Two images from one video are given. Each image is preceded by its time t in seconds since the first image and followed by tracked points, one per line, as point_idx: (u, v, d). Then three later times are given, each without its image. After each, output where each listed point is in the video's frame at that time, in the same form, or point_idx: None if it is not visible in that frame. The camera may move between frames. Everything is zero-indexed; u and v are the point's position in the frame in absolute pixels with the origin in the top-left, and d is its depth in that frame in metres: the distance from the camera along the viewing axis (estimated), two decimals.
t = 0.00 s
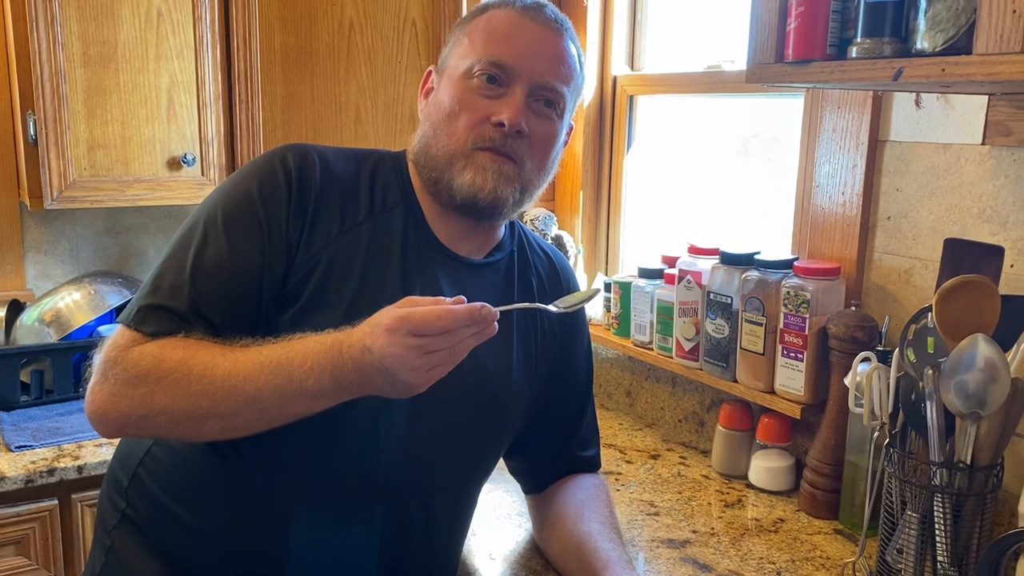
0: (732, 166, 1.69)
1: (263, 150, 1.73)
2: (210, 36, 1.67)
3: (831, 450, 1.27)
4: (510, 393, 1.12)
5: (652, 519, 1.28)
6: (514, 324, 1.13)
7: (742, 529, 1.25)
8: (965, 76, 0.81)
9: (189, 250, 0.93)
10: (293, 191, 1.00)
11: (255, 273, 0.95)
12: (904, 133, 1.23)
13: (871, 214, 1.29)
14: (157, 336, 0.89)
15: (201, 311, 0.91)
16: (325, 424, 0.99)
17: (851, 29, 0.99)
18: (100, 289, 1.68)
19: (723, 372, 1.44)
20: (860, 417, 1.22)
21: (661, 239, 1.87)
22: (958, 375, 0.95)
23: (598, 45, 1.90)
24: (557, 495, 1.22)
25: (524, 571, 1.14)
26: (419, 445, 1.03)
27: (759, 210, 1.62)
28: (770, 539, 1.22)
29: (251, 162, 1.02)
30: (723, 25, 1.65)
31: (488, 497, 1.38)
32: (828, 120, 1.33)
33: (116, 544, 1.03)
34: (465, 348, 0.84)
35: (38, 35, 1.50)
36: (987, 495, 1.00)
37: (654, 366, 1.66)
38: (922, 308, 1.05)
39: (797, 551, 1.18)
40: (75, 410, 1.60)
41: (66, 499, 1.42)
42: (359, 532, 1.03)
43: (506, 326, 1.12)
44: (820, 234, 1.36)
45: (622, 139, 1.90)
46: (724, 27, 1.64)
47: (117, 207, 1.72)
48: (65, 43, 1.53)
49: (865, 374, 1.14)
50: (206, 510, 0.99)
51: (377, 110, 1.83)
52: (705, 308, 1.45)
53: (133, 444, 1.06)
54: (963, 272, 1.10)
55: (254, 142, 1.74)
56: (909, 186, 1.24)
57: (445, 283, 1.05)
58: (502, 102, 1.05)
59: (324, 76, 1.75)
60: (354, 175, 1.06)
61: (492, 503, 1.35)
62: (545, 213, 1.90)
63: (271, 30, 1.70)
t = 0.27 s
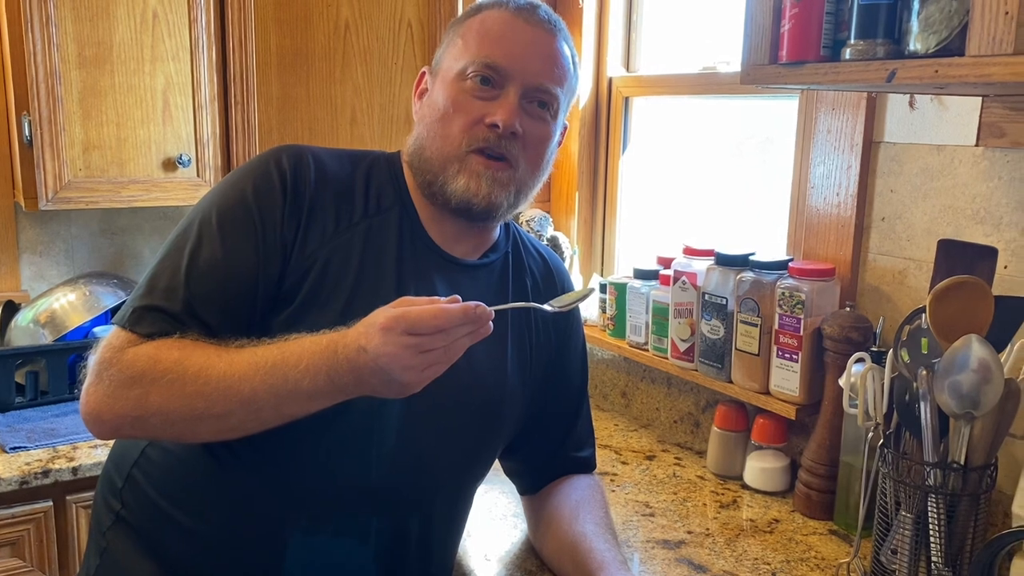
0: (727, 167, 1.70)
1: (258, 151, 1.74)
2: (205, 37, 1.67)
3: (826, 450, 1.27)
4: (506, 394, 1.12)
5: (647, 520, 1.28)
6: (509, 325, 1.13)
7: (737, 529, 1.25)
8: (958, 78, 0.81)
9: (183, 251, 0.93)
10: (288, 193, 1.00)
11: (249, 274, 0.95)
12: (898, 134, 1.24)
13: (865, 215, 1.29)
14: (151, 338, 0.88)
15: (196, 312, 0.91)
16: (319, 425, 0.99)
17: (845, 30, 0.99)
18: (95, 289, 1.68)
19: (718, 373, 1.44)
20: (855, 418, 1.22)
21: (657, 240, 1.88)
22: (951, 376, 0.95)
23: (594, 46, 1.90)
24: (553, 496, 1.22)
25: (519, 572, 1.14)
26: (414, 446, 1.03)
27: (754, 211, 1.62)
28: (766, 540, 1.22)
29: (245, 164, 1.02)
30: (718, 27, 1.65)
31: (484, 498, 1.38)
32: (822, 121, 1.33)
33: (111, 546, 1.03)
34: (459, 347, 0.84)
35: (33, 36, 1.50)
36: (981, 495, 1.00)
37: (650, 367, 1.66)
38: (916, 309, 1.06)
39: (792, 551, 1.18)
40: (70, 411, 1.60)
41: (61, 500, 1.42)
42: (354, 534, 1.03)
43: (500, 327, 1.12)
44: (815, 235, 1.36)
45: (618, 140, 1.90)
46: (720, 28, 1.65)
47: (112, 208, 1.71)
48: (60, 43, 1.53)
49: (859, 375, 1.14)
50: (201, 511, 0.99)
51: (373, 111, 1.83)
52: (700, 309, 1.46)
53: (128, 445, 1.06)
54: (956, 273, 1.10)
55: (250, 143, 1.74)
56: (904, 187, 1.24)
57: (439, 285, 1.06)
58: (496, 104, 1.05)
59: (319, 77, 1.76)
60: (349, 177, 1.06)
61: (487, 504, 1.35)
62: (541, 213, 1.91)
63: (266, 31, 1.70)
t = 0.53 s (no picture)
0: (722, 170, 1.70)
1: (254, 153, 1.74)
2: (201, 40, 1.67)
3: (820, 452, 1.28)
4: (500, 397, 1.12)
5: (642, 522, 1.28)
6: (503, 328, 1.14)
7: (731, 531, 1.25)
8: (949, 83, 0.82)
9: (178, 254, 0.93)
10: (282, 196, 1.00)
11: (244, 277, 0.95)
12: (891, 137, 1.24)
13: (859, 219, 1.30)
14: (145, 340, 0.89)
15: (190, 315, 0.91)
16: (314, 428, 0.99)
17: (837, 34, 1.00)
18: (90, 292, 1.68)
19: (712, 376, 1.45)
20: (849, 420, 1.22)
21: (652, 243, 1.88)
22: (944, 378, 0.96)
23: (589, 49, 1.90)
24: (547, 499, 1.22)
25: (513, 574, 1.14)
26: (408, 449, 1.04)
27: (749, 213, 1.63)
28: (760, 542, 1.22)
29: (240, 167, 1.02)
30: (712, 30, 1.66)
31: (479, 500, 1.38)
32: (816, 124, 1.34)
33: (105, 548, 1.03)
34: (452, 345, 0.85)
35: (28, 39, 1.50)
36: (974, 497, 1.00)
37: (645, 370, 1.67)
38: (909, 312, 1.07)
39: (786, 553, 1.19)
40: (65, 414, 1.60)
41: (55, 503, 1.42)
42: (349, 536, 1.03)
43: (495, 330, 1.12)
44: (809, 238, 1.37)
45: (613, 143, 1.90)
46: (714, 31, 1.65)
47: (107, 210, 1.71)
48: (56, 46, 1.53)
49: (852, 377, 1.14)
50: (195, 514, 0.99)
51: (369, 114, 1.83)
52: (695, 312, 1.46)
53: (122, 448, 1.06)
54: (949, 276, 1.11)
55: (245, 145, 1.74)
56: (897, 191, 1.24)
57: (434, 288, 1.06)
58: (490, 105, 1.06)
59: (315, 79, 1.76)
60: (344, 180, 1.07)
61: (482, 507, 1.35)
62: (536, 216, 1.91)
63: (262, 34, 1.70)
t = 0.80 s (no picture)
0: (716, 173, 1.70)
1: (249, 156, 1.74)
2: (197, 42, 1.67)
3: (814, 455, 1.28)
4: (495, 400, 1.12)
5: (637, 525, 1.28)
6: (499, 331, 1.14)
7: (726, 533, 1.26)
8: (941, 87, 0.82)
9: (173, 258, 0.93)
10: (277, 199, 1.00)
11: (239, 281, 0.95)
12: (885, 141, 1.25)
13: (853, 221, 1.30)
14: (140, 344, 0.89)
15: (186, 319, 0.91)
16: (309, 431, 0.99)
17: (830, 38, 1.00)
18: (85, 295, 1.68)
19: (707, 378, 1.45)
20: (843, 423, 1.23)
21: (647, 245, 1.88)
22: (937, 381, 0.96)
23: (584, 52, 1.91)
24: (543, 501, 1.22)
25: None
26: (403, 451, 1.04)
27: (743, 216, 1.63)
28: (754, 544, 1.22)
29: (236, 170, 1.02)
30: (707, 34, 1.66)
31: (474, 503, 1.38)
32: (810, 127, 1.35)
33: (100, 551, 1.03)
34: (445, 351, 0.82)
35: (23, 41, 1.50)
36: (968, 499, 1.01)
37: (640, 372, 1.67)
38: (903, 315, 1.07)
39: (780, 556, 1.19)
40: (60, 416, 1.60)
41: (50, 505, 1.42)
42: (344, 539, 1.03)
43: (490, 333, 1.12)
44: (804, 240, 1.37)
45: (608, 146, 1.91)
46: (709, 35, 1.66)
47: (103, 212, 1.71)
48: (51, 48, 1.53)
49: (846, 380, 1.15)
50: (190, 517, 0.99)
51: (364, 117, 1.83)
52: (690, 314, 1.46)
53: (117, 451, 1.06)
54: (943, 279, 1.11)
55: (241, 148, 1.74)
56: (891, 194, 1.25)
57: (429, 291, 1.06)
58: (460, 105, 1.06)
59: (310, 82, 1.76)
60: (339, 184, 1.07)
61: (478, 509, 1.35)
62: (532, 219, 1.91)
63: (258, 37, 1.70)
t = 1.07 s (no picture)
0: (712, 177, 1.71)
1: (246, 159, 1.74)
2: (194, 46, 1.67)
3: (810, 458, 1.28)
4: (491, 404, 1.12)
5: (633, 528, 1.28)
6: (495, 335, 1.14)
7: (722, 537, 1.26)
8: (935, 92, 0.83)
9: (168, 266, 0.93)
10: (273, 206, 1.00)
11: (234, 288, 0.95)
12: (880, 145, 1.25)
13: (848, 226, 1.31)
14: (135, 354, 0.89)
15: (180, 327, 0.92)
16: (304, 435, 0.99)
17: (824, 44, 1.00)
18: (81, 298, 1.68)
19: (703, 382, 1.45)
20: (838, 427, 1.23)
21: (643, 249, 1.89)
22: (932, 385, 0.96)
23: (581, 56, 1.91)
24: (539, 505, 1.22)
25: None
26: (399, 456, 1.04)
27: (739, 220, 1.63)
28: (750, 548, 1.23)
29: (231, 177, 1.02)
30: (703, 38, 1.67)
31: (470, 507, 1.38)
32: (806, 132, 1.35)
33: (95, 555, 1.03)
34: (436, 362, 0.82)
35: (20, 45, 1.50)
36: (962, 502, 1.01)
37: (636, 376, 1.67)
38: (897, 318, 1.07)
39: (776, 559, 1.19)
40: (56, 420, 1.59)
41: (45, 510, 1.42)
42: (340, 544, 1.03)
43: (487, 338, 1.12)
44: (799, 244, 1.38)
45: (604, 150, 1.91)
46: (705, 40, 1.66)
47: (99, 216, 1.71)
48: (47, 52, 1.53)
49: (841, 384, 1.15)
50: (185, 522, 0.99)
51: (361, 120, 1.83)
52: (686, 318, 1.47)
53: (112, 455, 1.06)
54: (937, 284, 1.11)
55: (238, 151, 1.74)
56: (886, 198, 1.25)
57: (424, 296, 1.06)
58: (456, 106, 1.06)
59: (306, 86, 1.76)
60: (335, 190, 1.07)
61: (473, 513, 1.35)
62: (528, 223, 1.92)
63: (254, 41, 1.71)
